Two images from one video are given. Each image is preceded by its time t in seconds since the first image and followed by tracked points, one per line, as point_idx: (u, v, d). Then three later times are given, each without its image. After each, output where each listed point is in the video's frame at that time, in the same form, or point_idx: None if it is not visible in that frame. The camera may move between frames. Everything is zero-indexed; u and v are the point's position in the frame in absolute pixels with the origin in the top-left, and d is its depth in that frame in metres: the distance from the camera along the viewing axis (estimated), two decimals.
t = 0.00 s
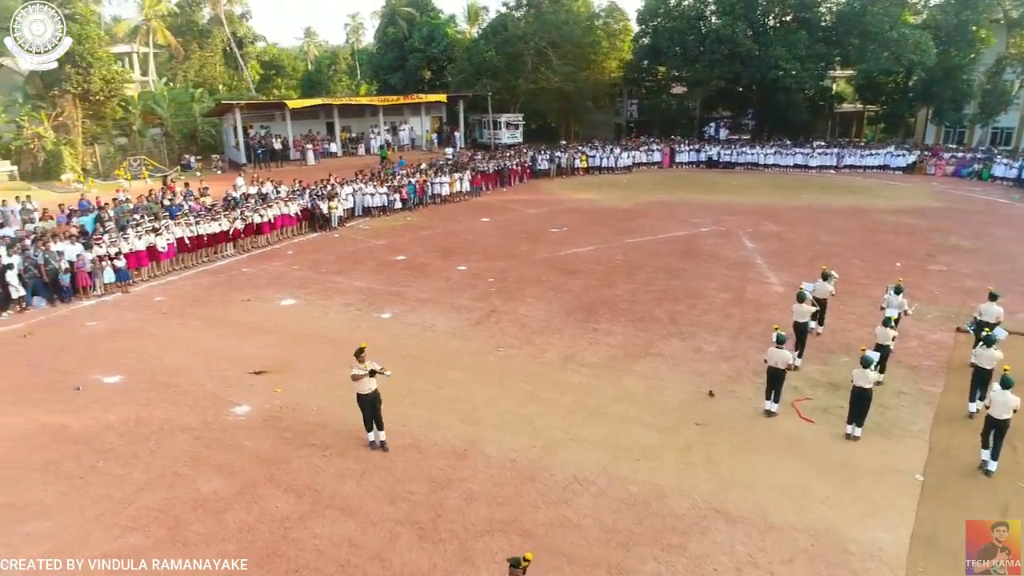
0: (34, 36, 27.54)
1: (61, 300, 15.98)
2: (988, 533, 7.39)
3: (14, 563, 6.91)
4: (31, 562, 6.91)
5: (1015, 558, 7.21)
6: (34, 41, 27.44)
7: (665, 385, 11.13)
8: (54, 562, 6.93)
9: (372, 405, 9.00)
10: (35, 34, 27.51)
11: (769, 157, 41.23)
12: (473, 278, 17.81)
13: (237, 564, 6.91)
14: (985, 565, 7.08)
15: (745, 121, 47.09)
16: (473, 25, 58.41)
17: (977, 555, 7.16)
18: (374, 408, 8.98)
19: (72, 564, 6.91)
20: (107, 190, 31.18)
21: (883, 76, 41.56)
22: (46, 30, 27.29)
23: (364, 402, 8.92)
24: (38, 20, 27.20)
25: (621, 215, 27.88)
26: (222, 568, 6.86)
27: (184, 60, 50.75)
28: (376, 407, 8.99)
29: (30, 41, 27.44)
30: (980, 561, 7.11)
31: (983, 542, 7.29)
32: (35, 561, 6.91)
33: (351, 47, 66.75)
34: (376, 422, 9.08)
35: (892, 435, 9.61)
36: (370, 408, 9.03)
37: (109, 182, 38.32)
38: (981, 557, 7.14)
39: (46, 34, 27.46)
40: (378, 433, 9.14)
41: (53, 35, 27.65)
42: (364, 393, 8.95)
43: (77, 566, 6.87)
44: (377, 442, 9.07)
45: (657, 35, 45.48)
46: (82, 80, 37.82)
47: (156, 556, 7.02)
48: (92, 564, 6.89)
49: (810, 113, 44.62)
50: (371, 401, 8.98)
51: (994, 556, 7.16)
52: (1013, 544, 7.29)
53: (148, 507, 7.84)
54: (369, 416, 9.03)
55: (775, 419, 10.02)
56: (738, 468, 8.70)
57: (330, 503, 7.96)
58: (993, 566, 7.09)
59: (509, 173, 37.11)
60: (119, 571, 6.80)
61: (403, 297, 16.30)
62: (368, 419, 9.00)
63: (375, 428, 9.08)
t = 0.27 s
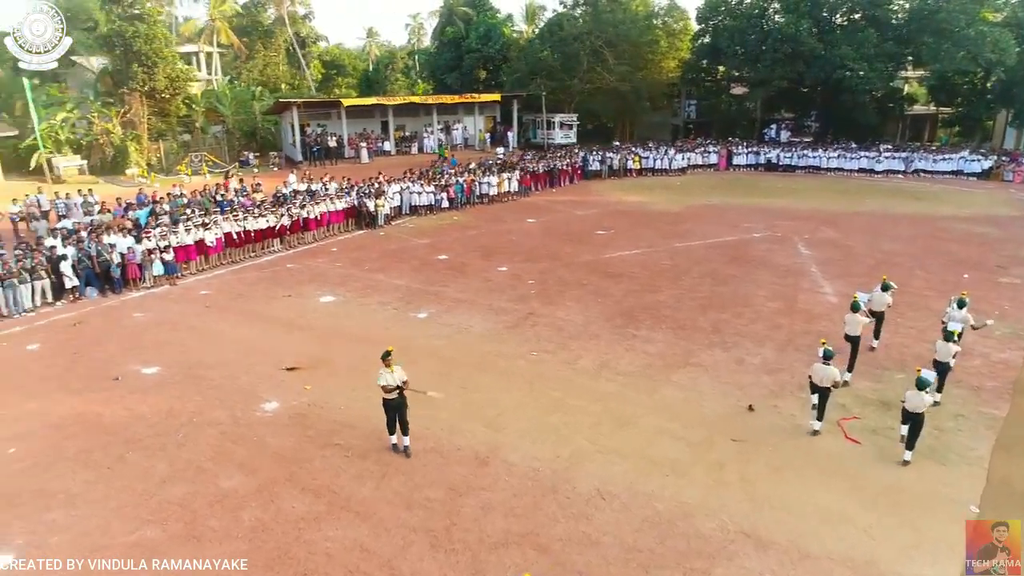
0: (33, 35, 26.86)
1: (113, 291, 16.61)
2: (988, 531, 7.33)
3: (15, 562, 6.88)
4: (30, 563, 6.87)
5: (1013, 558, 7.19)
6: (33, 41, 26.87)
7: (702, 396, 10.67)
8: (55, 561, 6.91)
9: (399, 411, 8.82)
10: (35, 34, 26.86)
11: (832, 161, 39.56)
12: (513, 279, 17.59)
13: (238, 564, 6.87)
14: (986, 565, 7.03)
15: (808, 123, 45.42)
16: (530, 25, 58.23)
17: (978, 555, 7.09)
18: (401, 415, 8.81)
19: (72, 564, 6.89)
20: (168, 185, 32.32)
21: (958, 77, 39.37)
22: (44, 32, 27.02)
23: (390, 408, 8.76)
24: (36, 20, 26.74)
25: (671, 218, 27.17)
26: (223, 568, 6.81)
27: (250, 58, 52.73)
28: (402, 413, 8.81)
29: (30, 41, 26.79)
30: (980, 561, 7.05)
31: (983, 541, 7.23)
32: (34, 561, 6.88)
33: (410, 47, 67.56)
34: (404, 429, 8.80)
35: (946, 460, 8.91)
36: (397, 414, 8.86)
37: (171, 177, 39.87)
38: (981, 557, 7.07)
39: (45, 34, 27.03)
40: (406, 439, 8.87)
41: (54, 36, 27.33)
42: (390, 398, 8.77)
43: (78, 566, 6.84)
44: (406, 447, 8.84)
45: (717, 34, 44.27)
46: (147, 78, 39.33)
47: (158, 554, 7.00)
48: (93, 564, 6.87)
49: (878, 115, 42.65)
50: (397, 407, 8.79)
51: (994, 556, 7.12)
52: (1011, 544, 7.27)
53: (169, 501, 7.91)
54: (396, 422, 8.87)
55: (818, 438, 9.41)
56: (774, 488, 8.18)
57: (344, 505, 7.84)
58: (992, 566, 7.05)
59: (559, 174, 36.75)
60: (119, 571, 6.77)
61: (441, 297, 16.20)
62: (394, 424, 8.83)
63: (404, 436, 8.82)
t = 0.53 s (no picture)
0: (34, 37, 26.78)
1: (168, 282, 17.36)
2: (988, 532, 7.21)
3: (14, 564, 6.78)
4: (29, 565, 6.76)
5: (1015, 558, 7.05)
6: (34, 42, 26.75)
7: (745, 408, 10.13)
8: (56, 562, 6.81)
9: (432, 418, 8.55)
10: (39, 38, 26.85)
11: (907, 165, 37.48)
12: (559, 281, 17.27)
13: (238, 564, 6.77)
14: (987, 566, 6.90)
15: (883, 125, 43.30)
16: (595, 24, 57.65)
17: (977, 555, 6.98)
18: (433, 422, 8.54)
19: (72, 564, 6.79)
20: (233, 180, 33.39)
21: None
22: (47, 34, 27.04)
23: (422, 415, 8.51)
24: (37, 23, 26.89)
25: (729, 222, 26.27)
26: (224, 568, 6.72)
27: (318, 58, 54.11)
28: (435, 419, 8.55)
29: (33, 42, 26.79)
30: (981, 561, 6.92)
31: (983, 541, 7.12)
32: (35, 561, 6.80)
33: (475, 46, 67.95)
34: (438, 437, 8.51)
35: (1013, 491, 8.15)
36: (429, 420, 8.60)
37: (235, 173, 41.21)
38: (981, 557, 6.97)
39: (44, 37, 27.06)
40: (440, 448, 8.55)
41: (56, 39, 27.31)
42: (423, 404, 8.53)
43: (79, 566, 6.75)
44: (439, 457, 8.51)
45: (787, 32, 42.65)
46: (215, 77, 40.66)
47: (159, 553, 6.92)
48: (94, 565, 6.77)
49: (960, 118, 40.18)
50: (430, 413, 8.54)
51: (995, 556, 6.99)
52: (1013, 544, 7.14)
53: (196, 492, 8.00)
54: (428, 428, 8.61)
55: (870, 460, 8.74)
56: (814, 511, 7.66)
57: (363, 505, 7.75)
58: (993, 566, 6.92)
59: (616, 175, 36.13)
60: (119, 571, 6.68)
61: (484, 297, 16.05)
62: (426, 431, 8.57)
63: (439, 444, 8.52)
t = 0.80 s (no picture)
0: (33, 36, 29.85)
1: (221, 274, 18.03)
2: (989, 532, 7.09)
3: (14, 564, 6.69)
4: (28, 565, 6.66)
5: (1015, 559, 6.93)
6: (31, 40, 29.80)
7: (792, 421, 9.56)
8: (57, 562, 6.72)
9: (464, 424, 8.20)
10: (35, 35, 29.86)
11: (990, 170, 35.16)
12: (606, 283, 16.88)
13: (238, 565, 6.69)
14: (987, 566, 6.79)
15: (965, 128, 40.92)
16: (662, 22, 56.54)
17: (976, 555, 6.87)
18: (465, 428, 8.18)
19: (72, 564, 6.71)
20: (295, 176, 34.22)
21: None
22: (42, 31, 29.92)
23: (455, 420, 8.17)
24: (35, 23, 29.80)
25: (791, 226, 25.20)
26: (225, 568, 6.65)
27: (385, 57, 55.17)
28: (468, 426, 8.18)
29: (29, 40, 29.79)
30: (981, 561, 6.81)
31: (983, 542, 7.00)
32: (34, 561, 6.71)
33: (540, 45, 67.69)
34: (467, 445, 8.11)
35: None
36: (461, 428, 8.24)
37: (298, 169, 42.38)
38: (981, 556, 6.85)
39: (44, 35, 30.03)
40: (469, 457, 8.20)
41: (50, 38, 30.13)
42: (457, 410, 8.22)
43: (79, 566, 6.65)
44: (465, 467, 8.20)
45: (863, 29, 40.74)
46: (281, 74, 41.84)
47: (161, 553, 6.85)
48: (94, 565, 6.69)
49: None
50: (463, 419, 8.21)
51: (995, 556, 6.87)
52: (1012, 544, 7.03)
53: (222, 481, 8.10)
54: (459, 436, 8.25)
55: (923, 484, 8.08)
56: (855, 535, 7.14)
57: (381, 504, 7.66)
58: (993, 566, 6.81)
59: (675, 176, 35.28)
60: (119, 572, 6.60)
61: (528, 297, 15.84)
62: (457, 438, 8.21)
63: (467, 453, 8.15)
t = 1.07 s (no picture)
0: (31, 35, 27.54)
1: (272, 266, 18.45)
2: (991, 533, 6.97)
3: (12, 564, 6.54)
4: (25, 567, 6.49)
5: (1016, 558, 6.81)
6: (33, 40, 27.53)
7: (837, 437, 9.01)
8: (56, 562, 6.58)
9: (490, 429, 7.82)
10: (35, 35, 27.55)
11: None
12: (653, 285, 16.46)
13: (238, 565, 6.57)
14: (988, 566, 6.67)
15: None
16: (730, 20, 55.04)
17: (976, 555, 6.75)
18: (492, 434, 7.79)
19: (71, 564, 6.57)
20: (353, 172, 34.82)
21: None
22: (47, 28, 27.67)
23: (482, 425, 7.77)
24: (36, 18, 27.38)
25: (856, 231, 24.03)
26: (225, 568, 6.52)
27: (448, 56, 55.66)
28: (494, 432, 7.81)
29: (28, 40, 27.52)
30: (981, 562, 6.69)
31: (983, 542, 6.88)
32: (34, 562, 6.56)
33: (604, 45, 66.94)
34: (489, 449, 7.79)
35: None
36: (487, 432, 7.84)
37: (358, 165, 43.14)
38: (980, 556, 6.74)
39: (45, 34, 27.71)
40: (489, 461, 7.90)
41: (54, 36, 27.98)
42: (484, 414, 7.80)
43: (78, 567, 6.51)
44: (486, 471, 7.94)
45: (946, 26, 38.55)
46: (344, 71, 42.97)
47: (162, 554, 6.71)
48: (93, 565, 6.54)
49: None
50: (489, 424, 7.80)
51: (995, 557, 6.75)
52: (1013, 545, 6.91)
53: (247, 472, 8.19)
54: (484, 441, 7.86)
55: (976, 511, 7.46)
56: (895, 561, 6.64)
57: (398, 502, 7.57)
58: (993, 565, 6.69)
59: (735, 178, 34.25)
60: (119, 572, 6.47)
61: (571, 298, 15.56)
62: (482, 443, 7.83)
63: (488, 456, 7.85)
